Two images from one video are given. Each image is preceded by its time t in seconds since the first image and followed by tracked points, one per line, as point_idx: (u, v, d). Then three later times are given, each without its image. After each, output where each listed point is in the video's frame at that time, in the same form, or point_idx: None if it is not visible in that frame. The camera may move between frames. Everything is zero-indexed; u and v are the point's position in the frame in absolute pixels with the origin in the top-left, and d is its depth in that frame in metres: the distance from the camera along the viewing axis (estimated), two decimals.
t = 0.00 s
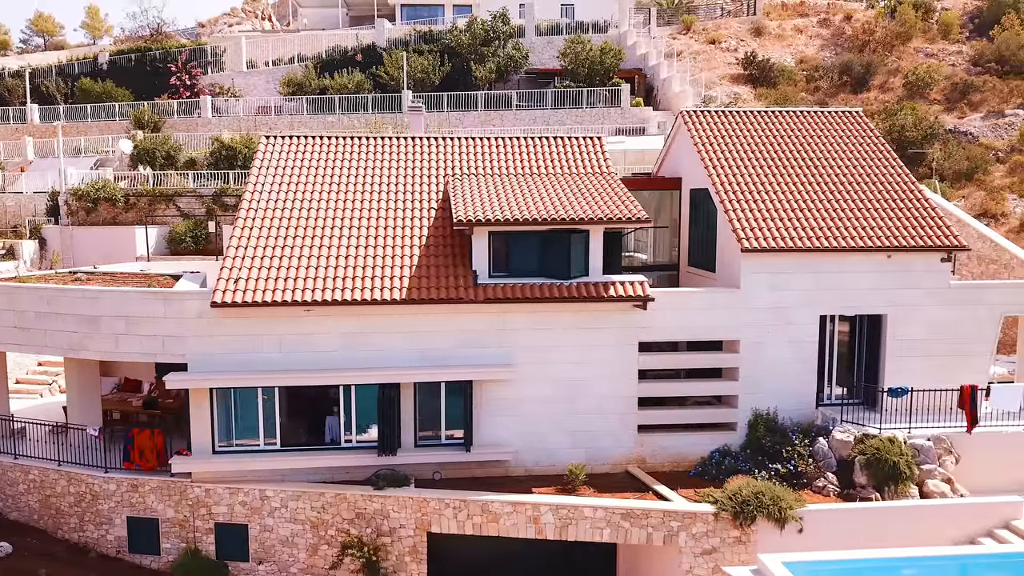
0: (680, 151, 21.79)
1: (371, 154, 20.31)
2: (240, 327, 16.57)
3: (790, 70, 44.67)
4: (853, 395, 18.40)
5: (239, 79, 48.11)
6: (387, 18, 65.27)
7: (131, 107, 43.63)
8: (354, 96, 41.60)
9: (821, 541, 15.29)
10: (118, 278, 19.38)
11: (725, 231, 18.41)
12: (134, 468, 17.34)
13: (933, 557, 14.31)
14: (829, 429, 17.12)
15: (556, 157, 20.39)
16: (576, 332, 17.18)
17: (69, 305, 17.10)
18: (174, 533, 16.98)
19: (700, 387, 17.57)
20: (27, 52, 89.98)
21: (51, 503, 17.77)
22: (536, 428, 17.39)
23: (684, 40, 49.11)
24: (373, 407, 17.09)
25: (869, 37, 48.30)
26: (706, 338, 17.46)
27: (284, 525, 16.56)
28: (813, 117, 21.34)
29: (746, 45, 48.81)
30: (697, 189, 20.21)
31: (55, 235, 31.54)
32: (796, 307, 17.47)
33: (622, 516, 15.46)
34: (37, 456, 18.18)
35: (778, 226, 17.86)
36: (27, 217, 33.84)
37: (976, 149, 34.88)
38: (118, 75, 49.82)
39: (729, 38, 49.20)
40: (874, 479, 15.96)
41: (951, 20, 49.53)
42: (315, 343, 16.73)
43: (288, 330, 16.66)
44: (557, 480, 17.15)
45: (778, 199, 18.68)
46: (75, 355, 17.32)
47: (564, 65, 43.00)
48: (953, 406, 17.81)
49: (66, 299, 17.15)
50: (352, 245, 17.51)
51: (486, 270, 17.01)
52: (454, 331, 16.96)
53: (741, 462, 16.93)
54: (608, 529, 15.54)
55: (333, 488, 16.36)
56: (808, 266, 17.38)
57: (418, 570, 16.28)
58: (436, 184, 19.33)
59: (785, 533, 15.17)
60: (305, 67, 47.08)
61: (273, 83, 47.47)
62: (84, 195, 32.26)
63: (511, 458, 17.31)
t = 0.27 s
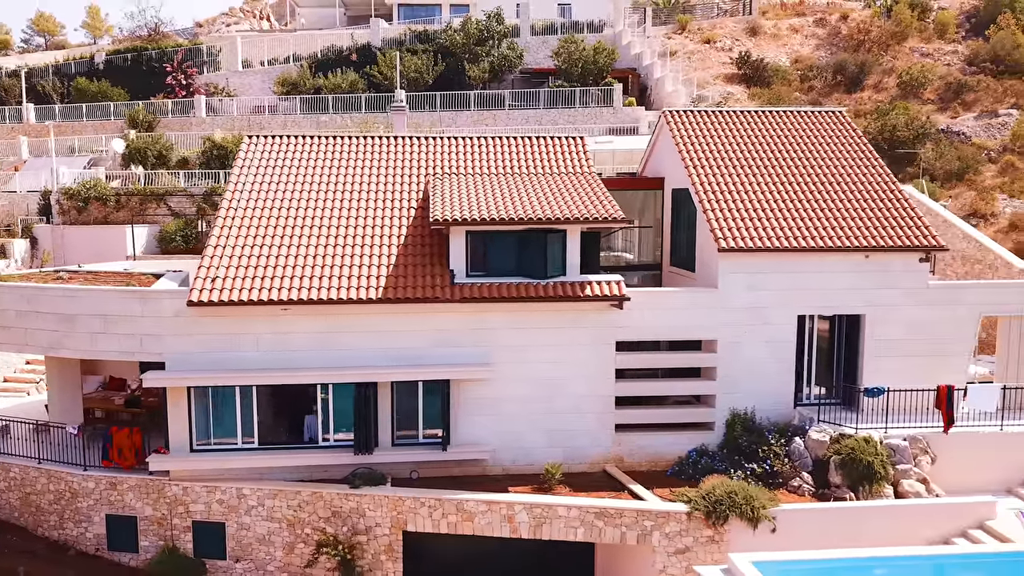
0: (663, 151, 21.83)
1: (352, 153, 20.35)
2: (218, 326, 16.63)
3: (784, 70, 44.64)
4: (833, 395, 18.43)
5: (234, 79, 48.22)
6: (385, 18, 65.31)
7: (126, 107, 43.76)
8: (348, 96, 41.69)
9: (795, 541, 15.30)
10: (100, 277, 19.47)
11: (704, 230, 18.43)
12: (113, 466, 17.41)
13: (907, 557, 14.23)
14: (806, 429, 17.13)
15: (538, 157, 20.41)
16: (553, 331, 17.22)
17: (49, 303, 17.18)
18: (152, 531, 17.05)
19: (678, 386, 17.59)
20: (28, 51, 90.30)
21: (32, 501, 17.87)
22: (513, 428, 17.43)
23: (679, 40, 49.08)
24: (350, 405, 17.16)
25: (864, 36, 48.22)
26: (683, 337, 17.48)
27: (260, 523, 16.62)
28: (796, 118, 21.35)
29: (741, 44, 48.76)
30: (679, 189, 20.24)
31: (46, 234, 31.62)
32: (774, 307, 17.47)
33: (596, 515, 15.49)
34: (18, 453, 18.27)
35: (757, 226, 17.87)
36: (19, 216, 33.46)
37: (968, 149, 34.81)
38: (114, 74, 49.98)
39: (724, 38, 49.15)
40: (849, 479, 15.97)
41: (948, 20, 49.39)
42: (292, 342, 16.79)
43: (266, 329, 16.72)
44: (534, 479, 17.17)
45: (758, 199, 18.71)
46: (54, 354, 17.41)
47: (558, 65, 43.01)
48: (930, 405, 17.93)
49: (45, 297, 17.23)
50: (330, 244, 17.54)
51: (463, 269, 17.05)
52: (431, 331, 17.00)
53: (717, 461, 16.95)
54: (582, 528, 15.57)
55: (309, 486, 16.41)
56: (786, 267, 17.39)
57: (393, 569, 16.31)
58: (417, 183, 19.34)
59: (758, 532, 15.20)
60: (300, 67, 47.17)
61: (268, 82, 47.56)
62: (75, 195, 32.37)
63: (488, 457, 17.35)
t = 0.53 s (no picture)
0: (645, 151, 21.86)
1: (334, 152, 20.37)
2: (195, 325, 16.69)
3: (777, 69, 44.62)
4: (811, 395, 18.51)
5: (229, 78, 48.33)
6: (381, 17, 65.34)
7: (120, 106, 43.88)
8: (341, 96, 41.79)
9: (767, 540, 15.32)
10: (81, 275, 19.55)
11: (682, 230, 18.46)
12: (91, 464, 17.47)
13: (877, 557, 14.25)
14: (782, 428, 17.15)
15: (519, 156, 20.43)
16: (529, 330, 17.26)
17: (28, 302, 17.26)
18: (130, 528, 17.13)
19: (654, 386, 17.62)
20: (28, 50, 90.56)
21: (13, 498, 18.08)
22: (490, 427, 17.47)
23: (674, 39, 49.07)
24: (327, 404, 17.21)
25: (859, 36, 48.14)
26: (659, 337, 17.52)
27: (237, 521, 16.70)
28: (778, 118, 21.38)
29: (736, 44, 48.72)
30: (660, 189, 20.28)
31: (38, 233, 31.64)
32: (751, 306, 17.49)
33: (569, 514, 15.53)
34: None
35: (734, 226, 17.89)
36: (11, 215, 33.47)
37: (959, 149, 34.75)
38: (110, 74, 50.14)
39: (719, 37, 49.11)
40: (823, 478, 15.98)
41: (943, 19, 49.27)
42: (269, 341, 16.86)
43: (243, 328, 16.78)
44: (510, 478, 17.22)
45: (737, 199, 18.74)
46: (34, 352, 17.50)
47: (551, 64, 43.04)
48: (905, 405, 18.04)
49: (24, 296, 17.31)
50: (308, 243, 17.57)
51: (440, 269, 17.09)
52: (408, 330, 17.05)
53: (693, 460, 16.98)
54: (555, 527, 15.61)
55: (285, 484, 16.48)
56: (763, 266, 17.40)
57: (369, 567, 16.36)
58: (397, 182, 19.35)
59: (731, 532, 15.24)
60: (294, 66, 47.26)
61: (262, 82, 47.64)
62: (65, 194, 32.49)
63: (465, 456, 17.39)
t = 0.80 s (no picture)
0: (627, 151, 21.91)
1: (316, 151, 20.41)
2: (172, 323, 16.76)
3: (770, 69, 44.60)
4: (789, 395, 18.59)
5: (223, 77, 48.42)
6: (377, 16, 65.41)
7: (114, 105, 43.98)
8: (334, 94, 41.86)
9: (740, 538, 15.34)
10: (63, 273, 19.64)
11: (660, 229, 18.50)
12: (69, 461, 17.59)
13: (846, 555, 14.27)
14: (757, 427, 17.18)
15: (499, 155, 20.47)
16: (506, 329, 17.31)
17: (6, 300, 17.34)
18: (107, 525, 17.21)
19: (630, 384, 17.66)
20: (27, 50, 90.88)
21: None
22: (467, 425, 17.50)
23: (667, 38, 49.06)
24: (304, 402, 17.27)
25: (852, 35, 48.09)
26: (636, 335, 17.54)
27: (213, 518, 16.77)
28: (759, 117, 21.42)
29: (729, 42, 48.69)
30: (640, 188, 20.33)
31: (27, 232, 31.86)
32: (727, 305, 17.51)
33: (542, 511, 15.56)
34: None
35: (711, 225, 17.92)
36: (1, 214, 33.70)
37: (950, 148, 34.70)
38: (105, 73, 50.27)
39: (713, 36, 49.08)
40: (797, 477, 16.01)
41: (937, 17, 49.17)
42: (246, 338, 16.92)
43: (220, 326, 16.84)
44: (486, 476, 17.26)
45: (715, 198, 18.77)
46: (13, 350, 17.60)
47: (543, 63, 43.07)
48: (881, 403, 18.08)
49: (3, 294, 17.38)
50: (286, 241, 17.61)
51: (416, 267, 17.14)
52: (384, 328, 17.10)
53: (669, 458, 17.01)
54: (528, 524, 15.65)
55: (261, 482, 16.53)
56: (739, 265, 17.43)
57: (343, 564, 16.39)
58: (376, 180, 19.39)
59: (703, 529, 15.28)
60: (288, 65, 47.34)
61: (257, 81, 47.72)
62: (55, 192, 32.58)
63: (442, 454, 17.44)
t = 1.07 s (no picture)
0: (610, 150, 21.96)
1: (297, 149, 20.45)
2: (149, 320, 16.83)
3: (764, 67, 44.59)
4: (766, 391, 18.62)
5: (218, 76, 48.50)
6: (374, 15, 65.45)
7: (108, 103, 44.09)
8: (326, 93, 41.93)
9: (712, 536, 15.39)
10: (44, 270, 19.71)
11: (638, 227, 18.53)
12: (47, 458, 17.68)
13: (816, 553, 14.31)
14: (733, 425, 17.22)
15: (481, 154, 20.50)
16: (482, 327, 17.34)
17: None
18: (86, 521, 17.28)
19: (607, 382, 17.69)
20: (27, 48, 91.15)
21: None
22: (444, 422, 17.54)
23: (662, 37, 49.05)
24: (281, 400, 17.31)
25: (846, 33, 48.02)
26: (612, 334, 17.58)
27: (190, 515, 16.84)
28: (741, 117, 21.45)
29: (724, 41, 48.66)
30: (621, 187, 20.38)
31: (18, 229, 31.95)
32: (703, 303, 17.54)
33: (515, 509, 15.61)
34: None
35: (689, 223, 17.96)
36: None
37: (940, 147, 34.66)
38: (100, 71, 50.40)
39: (707, 34, 49.05)
40: (770, 475, 16.04)
41: (932, 16, 49.06)
42: (223, 336, 16.99)
43: (197, 323, 16.90)
44: (463, 473, 17.31)
45: (694, 197, 18.81)
46: None
47: (536, 61, 43.12)
48: (856, 402, 18.13)
49: None
50: (265, 239, 17.66)
51: (393, 265, 17.19)
52: (360, 326, 17.14)
53: (644, 456, 17.05)
54: (502, 522, 15.70)
55: (237, 479, 16.60)
56: (716, 263, 17.45)
57: (319, 561, 16.45)
58: (356, 178, 19.44)
59: (675, 527, 15.32)
60: (282, 64, 47.43)
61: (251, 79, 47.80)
62: (45, 190, 32.69)
63: (418, 451, 17.48)
